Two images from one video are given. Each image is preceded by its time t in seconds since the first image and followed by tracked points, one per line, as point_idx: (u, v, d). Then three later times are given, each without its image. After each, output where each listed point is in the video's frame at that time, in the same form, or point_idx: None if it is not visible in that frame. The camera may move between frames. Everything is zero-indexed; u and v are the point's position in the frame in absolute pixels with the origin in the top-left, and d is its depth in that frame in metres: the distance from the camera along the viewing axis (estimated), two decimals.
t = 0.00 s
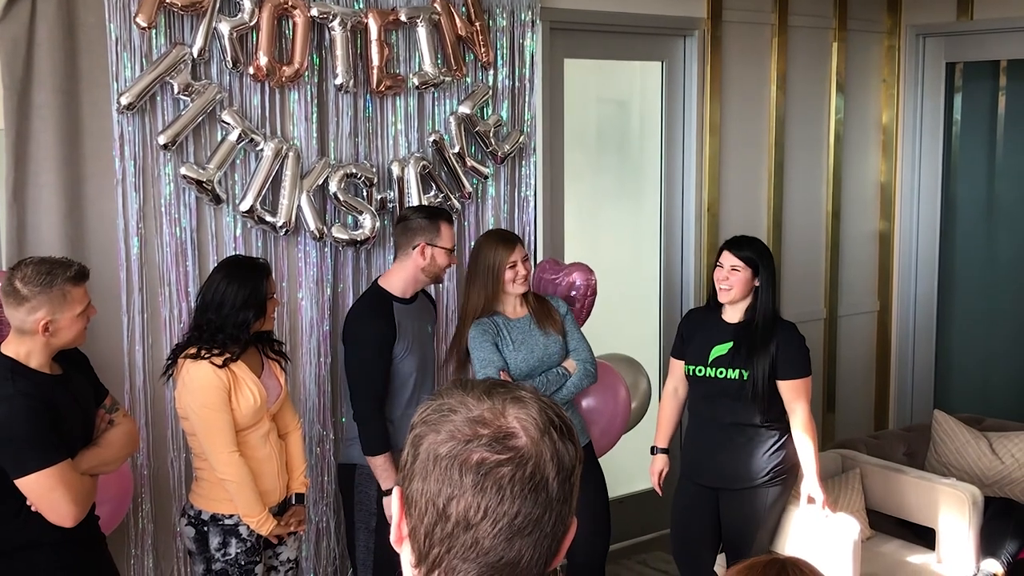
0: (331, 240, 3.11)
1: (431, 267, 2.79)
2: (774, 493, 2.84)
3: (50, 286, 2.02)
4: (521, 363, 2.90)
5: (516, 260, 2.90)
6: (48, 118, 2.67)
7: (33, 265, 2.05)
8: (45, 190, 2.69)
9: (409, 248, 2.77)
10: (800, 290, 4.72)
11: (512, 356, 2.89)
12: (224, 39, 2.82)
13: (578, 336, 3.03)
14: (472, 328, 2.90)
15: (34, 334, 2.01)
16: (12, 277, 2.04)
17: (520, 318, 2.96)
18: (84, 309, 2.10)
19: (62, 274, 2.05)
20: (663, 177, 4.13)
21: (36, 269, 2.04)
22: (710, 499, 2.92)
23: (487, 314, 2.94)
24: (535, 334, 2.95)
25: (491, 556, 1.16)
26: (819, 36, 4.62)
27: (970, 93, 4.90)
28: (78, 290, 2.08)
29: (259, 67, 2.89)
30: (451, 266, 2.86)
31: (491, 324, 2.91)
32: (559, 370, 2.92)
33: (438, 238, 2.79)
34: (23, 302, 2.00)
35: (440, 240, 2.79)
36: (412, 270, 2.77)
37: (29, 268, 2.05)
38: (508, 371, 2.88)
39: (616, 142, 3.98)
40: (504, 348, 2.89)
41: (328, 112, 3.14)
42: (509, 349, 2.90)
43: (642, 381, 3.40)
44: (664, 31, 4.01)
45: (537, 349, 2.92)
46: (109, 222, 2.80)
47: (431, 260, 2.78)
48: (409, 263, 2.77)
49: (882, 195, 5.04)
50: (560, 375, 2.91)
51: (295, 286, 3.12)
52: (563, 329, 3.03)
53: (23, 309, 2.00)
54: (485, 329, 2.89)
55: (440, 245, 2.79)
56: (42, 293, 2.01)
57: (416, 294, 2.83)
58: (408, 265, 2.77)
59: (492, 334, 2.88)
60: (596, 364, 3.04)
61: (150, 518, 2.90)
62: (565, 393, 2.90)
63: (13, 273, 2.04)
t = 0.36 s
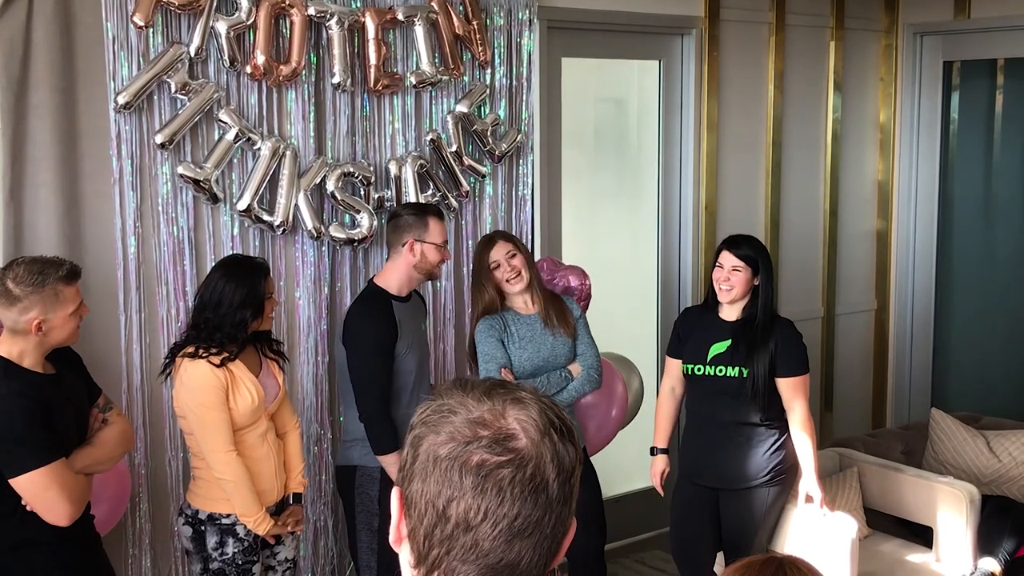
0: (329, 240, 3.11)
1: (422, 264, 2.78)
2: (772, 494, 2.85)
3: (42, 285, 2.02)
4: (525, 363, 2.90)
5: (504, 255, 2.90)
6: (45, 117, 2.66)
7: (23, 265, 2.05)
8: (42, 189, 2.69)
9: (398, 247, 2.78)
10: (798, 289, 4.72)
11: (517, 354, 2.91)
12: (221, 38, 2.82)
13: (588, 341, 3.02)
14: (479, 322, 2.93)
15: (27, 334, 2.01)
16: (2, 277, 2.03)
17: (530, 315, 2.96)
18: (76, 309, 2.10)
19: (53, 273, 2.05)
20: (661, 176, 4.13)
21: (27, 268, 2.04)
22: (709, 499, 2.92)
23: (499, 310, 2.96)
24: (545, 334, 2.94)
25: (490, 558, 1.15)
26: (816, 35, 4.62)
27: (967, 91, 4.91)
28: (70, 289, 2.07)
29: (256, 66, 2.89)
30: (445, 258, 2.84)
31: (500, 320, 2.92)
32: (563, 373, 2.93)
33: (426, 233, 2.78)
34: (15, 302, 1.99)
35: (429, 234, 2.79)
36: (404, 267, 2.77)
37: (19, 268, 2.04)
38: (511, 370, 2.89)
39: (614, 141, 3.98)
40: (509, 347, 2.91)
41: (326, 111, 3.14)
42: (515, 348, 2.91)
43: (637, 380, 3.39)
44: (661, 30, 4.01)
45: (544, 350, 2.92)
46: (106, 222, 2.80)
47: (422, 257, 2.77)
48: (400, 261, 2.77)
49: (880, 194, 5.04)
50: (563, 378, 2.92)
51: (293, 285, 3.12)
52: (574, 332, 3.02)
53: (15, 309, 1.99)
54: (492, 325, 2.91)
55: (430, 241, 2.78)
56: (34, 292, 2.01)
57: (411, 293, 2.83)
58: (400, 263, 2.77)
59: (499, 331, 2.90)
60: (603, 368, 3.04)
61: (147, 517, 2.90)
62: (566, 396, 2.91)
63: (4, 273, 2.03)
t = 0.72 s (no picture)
0: (329, 241, 3.10)
1: (427, 264, 2.79)
2: (772, 496, 2.85)
3: (36, 288, 2.02)
4: (537, 361, 2.90)
5: (529, 250, 2.91)
6: (45, 119, 2.66)
7: (17, 268, 2.05)
8: (43, 191, 2.69)
9: (401, 245, 2.80)
10: (799, 290, 4.72)
11: (529, 354, 2.90)
12: (221, 40, 2.82)
13: (598, 342, 3.03)
14: (490, 319, 2.93)
15: (25, 337, 2.01)
16: None
17: (538, 316, 2.95)
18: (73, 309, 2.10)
19: (47, 275, 2.05)
20: (661, 177, 4.13)
21: (21, 271, 2.04)
22: (708, 500, 2.92)
23: (505, 308, 2.95)
24: (556, 334, 2.95)
25: (485, 561, 1.15)
26: (816, 36, 4.62)
27: (967, 92, 4.91)
28: (65, 290, 2.07)
29: (257, 68, 2.89)
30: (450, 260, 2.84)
31: (508, 319, 2.91)
32: (575, 372, 2.92)
33: (426, 233, 2.79)
34: (11, 306, 1.99)
35: (428, 234, 2.79)
36: (410, 267, 2.78)
37: (14, 271, 2.04)
38: (524, 369, 2.88)
39: (614, 142, 3.98)
40: (521, 347, 2.90)
41: (326, 113, 3.14)
42: (527, 348, 2.90)
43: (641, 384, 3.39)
44: (661, 31, 4.01)
45: (555, 349, 2.92)
46: (106, 224, 2.80)
47: (424, 256, 2.79)
48: (405, 261, 2.78)
49: (880, 195, 5.04)
50: (575, 377, 2.90)
51: (293, 286, 3.12)
52: (585, 333, 3.02)
53: (12, 313, 1.99)
54: (502, 324, 2.90)
55: (431, 241, 2.79)
56: (30, 295, 2.01)
57: (422, 292, 2.83)
58: (406, 263, 2.78)
59: (509, 331, 2.89)
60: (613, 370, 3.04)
61: (148, 519, 2.90)
62: (579, 395, 2.90)
63: None
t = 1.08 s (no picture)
0: (331, 242, 3.11)
1: (438, 264, 2.80)
2: (773, 496, 2.85)
3: (38, 289, 2.02)
4: (533, 361, 2.90)
5: (533, 260, 2.89)
6: (47, 121, 2.67)
7: (18, 270, 2.05)
8: (45, 193, 2.69)
9: (414, 246, 2.83)
10: (801, 290, 4.72)
11: (525, 354, 2.90)
12: (223, 41, 2.82)
13: (596, 340, 3.03)
14: (486, 323, 2.93)
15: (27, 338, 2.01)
16: None
17: (534, 316, 2.96)
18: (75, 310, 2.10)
19: (49, 277, 2.05)
20: (663, 177, 4.13)
21: (23, 273, 2.04)
22: (709, 500, 2.92)
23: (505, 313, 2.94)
24: (554, 335, 2.95)
25: (483, 561, 1.16)
26: (818, 36, 4.62)
27: (969, 92, 4.91)
28: (67, 292, 2.07)
29: (258, 69, 2.89)
30: (463, 259, 2.83)
31: (505, 322, 2.92)
32: (573, 369, 2.93)
33: (435, 232, 2.79)
34: (13, 307, 2.00)
35: (436, 234, 2.79)
36: (424, 268, 2.80)
37: (15, 273, 2.05)
38: (519, 369, 2.89)
39: (616, 142, 3.98)
40: (517, 347, 2.90)
41: (328, 114, 3.15)
42: (523, 348, 2.91)
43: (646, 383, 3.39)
44: (662, 32, 4.01)
45: (551, 348, 2.93)
46: (109, 225, 2.80)
47: (435, 256, 2.79)
48: (418, 262, 2.80)
49: (882, 196, 5.04)
50: (573, 375, 2.91)
51: (295, 287, 3.12)
52: (582, 332, 3.03)
53: (14, 315, 2.00)
54: (498, 327, 2.90)
55: (439, 241, 2.79)
56: (32, 298, 2.01)
57: (438, 290, 2.85)
58: (421, 265, 2.80)
59: (505, 332, 2.90)
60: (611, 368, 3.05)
61: (150, 519, 2.90)
62: (577, 392, 2.90)
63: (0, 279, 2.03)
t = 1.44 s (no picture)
0: (333, 241, 3.11)
1: (450, 266, 2.80)
2: (775, 495, 2.85)
3: (41, 288, 2.02)
4: (525, 363, 2.90)
5: (529, 260, 2.90)
6: (50, 120, 2.67)
7: (23, 269, 2.05)
8: (48, 193, 2.70)
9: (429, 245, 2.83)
10: (803, 290, 4.72)
11: (517, 357, 2.91)
12: (226, 41, 2.82)
13: (591, 342, 3.02)
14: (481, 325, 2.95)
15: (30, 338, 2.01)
16: (3, 282, 2.04)
17: (528, 318, 2.96)
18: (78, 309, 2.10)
19: (52, 275, 2.05)
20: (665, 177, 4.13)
21: (26, 272, 2.04)
22: (710, 499, 2.92)
23: (500, 313, 2.96)
24: (548, 338, 2.95)
25: (487, 557, 1.15)
26: (820, 36, 4.62)
27: (971, 92, 4.92)
28: (70, 292, 2.08)
29: (261, 69, 2.90)
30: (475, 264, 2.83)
31: (498, 324, 2.93)
32: (566, 372, 2.93)
33: (450, 235, 2.78)
34: (16, 307, 2.00)
35: (453, 236, 2.78)
36: (437, 268, 2.81)
37: (19, 272, 2.05)
38: (511, 372, 2.89)
39: (618, 142, 3.98)
40: (509, 350, 2.91)
41: (331, 113, 3.15)
42: (515, 351, 2.91)
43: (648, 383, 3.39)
44: (664, 32, 4.01)
45: (544, 351, 2.93)
46: (112, 224, 2.81)
47: (447, 258, 2.80)
48: (432, 261, 2.81)
49: (884, 196, 5.03)
50: (565, 377, 2.92)
51: (298, 286, 3.12)
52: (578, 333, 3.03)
53: (17, 314, 2.00)
54: (491, 330, 2.92)
55: (454, 245, 2.78)
56: (34, 297, 2.01)
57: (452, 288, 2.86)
58: (433, 265, 2.81)
59: (498, 335, 2.91)
60: (607, 368, 3.03)
61: (153, 518, 2.90)
62: (569, 394, 2.90)
63: (3, 279, 2.03)
